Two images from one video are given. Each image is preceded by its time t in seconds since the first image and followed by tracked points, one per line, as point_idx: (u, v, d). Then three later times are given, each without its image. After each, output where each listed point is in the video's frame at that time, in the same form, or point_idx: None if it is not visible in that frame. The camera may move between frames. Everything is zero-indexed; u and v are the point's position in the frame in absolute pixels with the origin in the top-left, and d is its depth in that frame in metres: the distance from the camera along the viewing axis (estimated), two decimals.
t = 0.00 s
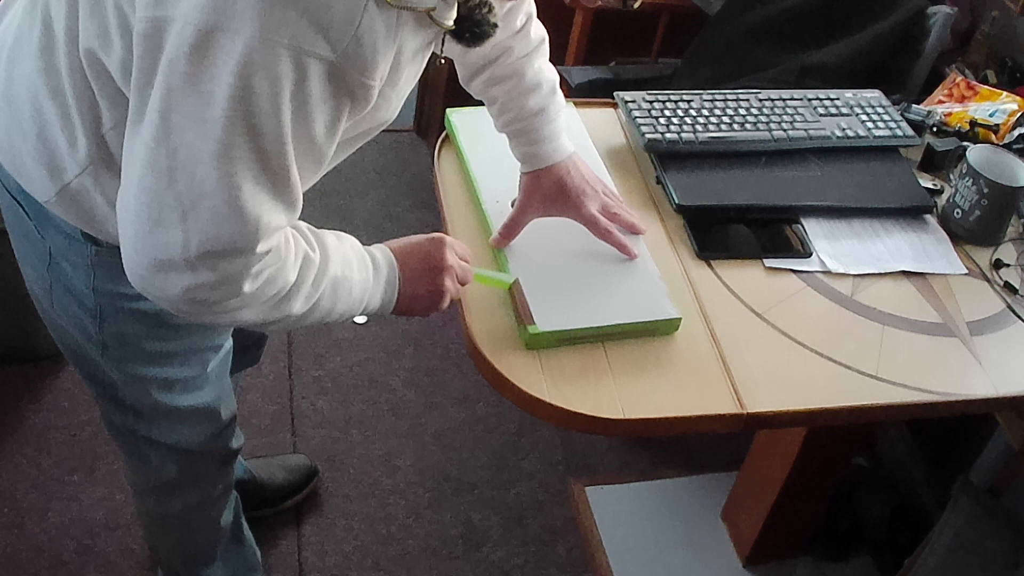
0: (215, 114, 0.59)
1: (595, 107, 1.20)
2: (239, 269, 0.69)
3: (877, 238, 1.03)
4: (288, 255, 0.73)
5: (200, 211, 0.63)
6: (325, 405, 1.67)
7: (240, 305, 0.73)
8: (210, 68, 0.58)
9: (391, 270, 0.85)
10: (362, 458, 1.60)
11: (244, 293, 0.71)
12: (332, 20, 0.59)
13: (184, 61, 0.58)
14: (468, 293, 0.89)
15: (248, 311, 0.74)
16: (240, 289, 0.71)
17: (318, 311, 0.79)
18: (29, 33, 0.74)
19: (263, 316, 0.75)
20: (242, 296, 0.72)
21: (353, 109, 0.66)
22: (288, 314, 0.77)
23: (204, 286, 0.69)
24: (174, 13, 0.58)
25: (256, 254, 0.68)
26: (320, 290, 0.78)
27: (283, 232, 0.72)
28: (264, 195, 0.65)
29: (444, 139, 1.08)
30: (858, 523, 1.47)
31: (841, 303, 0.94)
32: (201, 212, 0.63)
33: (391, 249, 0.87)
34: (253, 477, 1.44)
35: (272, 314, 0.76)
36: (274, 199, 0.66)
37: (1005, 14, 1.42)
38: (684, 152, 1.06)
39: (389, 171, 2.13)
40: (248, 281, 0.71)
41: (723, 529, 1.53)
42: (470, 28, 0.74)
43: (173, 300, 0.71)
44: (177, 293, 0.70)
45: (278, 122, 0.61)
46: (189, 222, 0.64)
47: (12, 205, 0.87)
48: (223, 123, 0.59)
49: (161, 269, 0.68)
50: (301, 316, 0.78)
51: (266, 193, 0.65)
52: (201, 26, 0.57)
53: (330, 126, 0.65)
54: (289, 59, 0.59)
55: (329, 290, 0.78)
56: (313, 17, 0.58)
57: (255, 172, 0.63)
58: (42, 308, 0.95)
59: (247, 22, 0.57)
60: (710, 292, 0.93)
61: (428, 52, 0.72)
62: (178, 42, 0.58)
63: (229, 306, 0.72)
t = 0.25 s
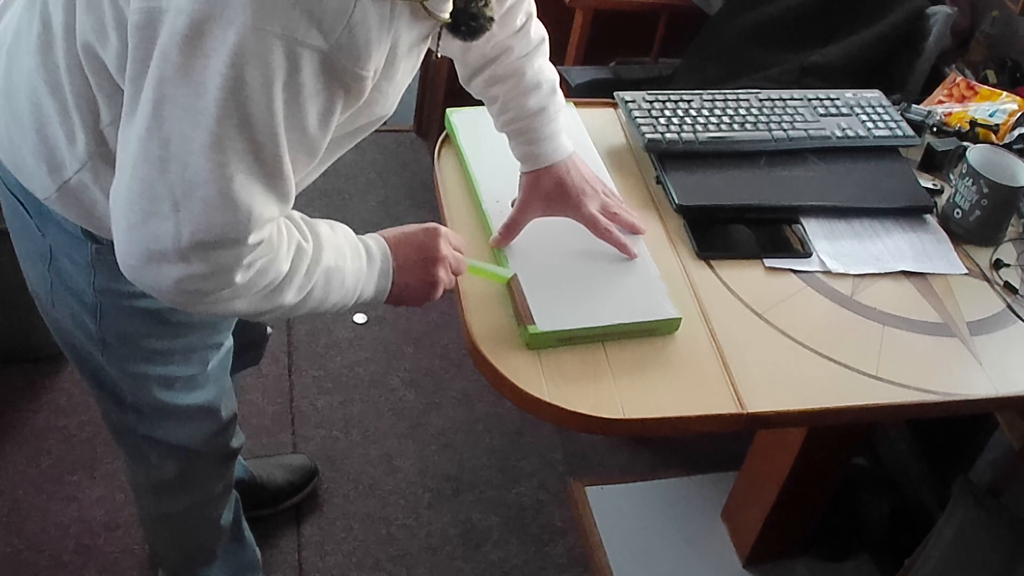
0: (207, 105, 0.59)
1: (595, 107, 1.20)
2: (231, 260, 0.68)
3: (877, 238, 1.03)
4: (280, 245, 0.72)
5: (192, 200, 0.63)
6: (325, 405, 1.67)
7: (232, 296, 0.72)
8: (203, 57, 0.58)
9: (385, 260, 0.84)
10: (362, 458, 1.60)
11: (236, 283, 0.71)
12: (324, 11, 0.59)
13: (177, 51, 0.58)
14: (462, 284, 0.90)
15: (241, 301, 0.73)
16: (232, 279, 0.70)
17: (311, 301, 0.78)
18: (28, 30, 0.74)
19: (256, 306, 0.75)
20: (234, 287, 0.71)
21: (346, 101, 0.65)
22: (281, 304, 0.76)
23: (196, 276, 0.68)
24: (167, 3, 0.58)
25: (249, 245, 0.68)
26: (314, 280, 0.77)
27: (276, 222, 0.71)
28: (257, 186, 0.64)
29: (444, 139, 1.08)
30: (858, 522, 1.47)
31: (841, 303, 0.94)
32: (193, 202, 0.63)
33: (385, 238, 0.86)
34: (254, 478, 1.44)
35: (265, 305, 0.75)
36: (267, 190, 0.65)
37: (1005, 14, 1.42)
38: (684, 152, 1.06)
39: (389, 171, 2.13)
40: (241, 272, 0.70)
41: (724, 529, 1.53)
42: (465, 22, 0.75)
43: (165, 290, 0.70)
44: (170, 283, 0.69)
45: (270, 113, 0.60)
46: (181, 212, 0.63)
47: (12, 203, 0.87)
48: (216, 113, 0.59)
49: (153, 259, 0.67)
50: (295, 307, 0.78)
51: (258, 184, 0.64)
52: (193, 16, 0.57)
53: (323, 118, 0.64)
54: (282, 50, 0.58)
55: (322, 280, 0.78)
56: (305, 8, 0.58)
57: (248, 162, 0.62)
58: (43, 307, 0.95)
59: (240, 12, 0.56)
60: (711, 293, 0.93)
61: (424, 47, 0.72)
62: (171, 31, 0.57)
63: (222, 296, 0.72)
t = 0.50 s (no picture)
0: (196, 99, 0.59)
1: (595, 107, 1.19)
2: (217, 254, 0.68)
3: (877, 238, 1.03)
4: (267, 238, 0.72)
5: (179, 194, 0.63)
6: (325, 405, 1.67)
7: (218, 289, 0.72)
8: (194, 52, 0.58)
9: (373, 251, 0.84)
10: (362, 458, 1.60)
11: (222, 276, 0.71)
12: (314, 7, 0.59)
13: (167, 44, 0.58)
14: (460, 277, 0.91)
15: (226, 293, 0.73)
16: (219, 272, 0.70)
17: (297, 294, 0.78)
18: (26, 28, 0.74)
19: (242, 299, 0.75)
20: (220, 280, 0.71)
21: (336, 98, 0.65)
22: (267, 297, 0.76)
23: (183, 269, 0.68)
24: None
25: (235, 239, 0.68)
26: (300, 273, 0.77)
27: (262, 216, 0.71)
28: (245, 181, 0.64)
29: (444, 139, 1.08)
30: (858, 522, 1.47)
31: (841, 303, 0.94)
32: (180, 195, 0.63)
33: (373, 229, 0.86)
34: (254, 478, 1.44)
35: (251, 297, 0.75)
36: (256, 185, 0.65)
37: (1005, 14, 1.42)
38: (684, 152, 1.06)
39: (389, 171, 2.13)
40: (227, 265, 0.70)
41: (724, 529, 1.53)
42: (459, 19, 0.75)
43: (152, 283, 0.70)
44: (156, 276, 0.69)
45: (258, 108, 0.60)
46: (168, 205, 0.63)
47: (12, 201, 0.87)
48: (205, 107, 0.59)
49: (140, 251, 0.67)
50: (281, 299, 0.78)
51: (246, 178, 0.64)
52: (184, 10, 0.57)
53: (312, 114, 0.64)
54: (271, 45, 0.58)
55: (309, 272, 0.78)
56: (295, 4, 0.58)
57: (236, 157, 0.62)
58: (43, 305, 0.95)
59: (230, 7, 0.56)
60: (712, 294, 0.93)
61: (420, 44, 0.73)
62: (163, 25, 0.57)
63: (207, 288, 0.72)
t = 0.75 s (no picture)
0: (177, 98, 0.58)
1: (595, 107, 1.20)
2: (199, 252, 0.68)
3: (877, 238, 1.03)
4: (251, 236, 0.72)
5: (161, 191, 0.63)
6: (325, 405, 1.67)
7: (202, 286, 0.72)
8: (175, 51, 0.57)
9: (361, 249, 0.84)
10: (362, 458, 1.60)
11: (206, 274, 0.70)
12: (294, 7, 0.58)
13: (149, 43, 0.57)
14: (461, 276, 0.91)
15: (211, 291, 0.73)
16: (203, 270, 0.70)
17: (284, 291, 0.78)
18: (21, 26, 0.73)
19: (226, 296, 0.75)
20: (205, 277, 0.71)
21: (319, 97, 0.65)
22: (252, 294, 0.76)
23: (166, 266, 0.68)
24: None
25: (218, 237, 0.67)
26: (285, 271, 0.77)
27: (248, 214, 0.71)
28: (227, 179, 0.64)
29: (444, 139, 1.08)
30: (858, 522, 1.47)
31: (841, 303, 0.94)
32: (162, 193, 0.63)
33: (362, 227, 0.86)
34: (253, 478, 1.44)
35: (235, 294, 0.75)
36: (237, 184, 0.65)
37: (1005, 14, 1.42)
38: (684, 152, 1.06)
39: (389, 171, 2.13)
40: (211, 263, 0.70)
41: (723, 529, 1.53)
42: (451, 20, 0.75)
43: (136, 279, 0.70)
44: (141, 272, 0.69)
45: (239, 108, 0.60)
46: (152, 202, 0.63)
47: (10, 198, 0.88)
48: (185, 107, 0.58)
49: (124, 248, 0.67)
50: (267, 296, 0.78)
51: (228, 177, 0.64)
52: (166, 9, 0.56)
53: (294, 113, 0.64)
54: (252, 45, 0.58)
55: (295, 271, 0.78)
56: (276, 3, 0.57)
57: (217, 155, 0.62)
58: (42, 304, 0.95)
59: (211, 6, 0.56)
60: (711, 293, 0.93)
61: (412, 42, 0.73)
62: (145, 23, 0.57)
63: (192, 286, 0.71)
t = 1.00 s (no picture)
0: (155, 96, 0.58)
1: (595, 107, 1.20)
2: (183, 249, 0.67)
3: (877, 238, 1.03)
4: (237, 234, 0.71)
5: (143, 190, 0.62)
6: (325, 405, 1.67)
7: (189, 284, 0.71)
8: (152, 50, 0.57)
9: (354, 245, 0.84)
10: (362, 458, 1.60)
11: (192, 273, 0.70)
12: (269, 7, 0.58)
13: (128, 43, 0.58)
14: (458, 274, 0.91)
15: (199, 289, 0.73)
16: (188, 268, 0.69)
17: (273, 289, 0.78)
18: (16, 23, 0.73)
19: (214, 294, 0.74)
20: (191, 275, 0.70)
21: (298, 97, 0.65)
22: (241, 292, 0.75)
23: (151, 264, 0.68)
24: None
25: (201, 236, 0.67)
26: (274, 268, 0.76)
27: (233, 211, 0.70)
28: (206, 178, 0.64)
29: (444, 138, 1.08)
30: (858, 522, 1.47)
31: (841, 303, 0.94)
32: (144, 192, 0.63)
33: (354, 224, 0.86)
34: (253, 478, 1.44)
35: (223, 292, 0.74)
36: (217, 182, 0.65)
37: (1005, 14, 1.42)
38: (684, 152, 1.06)
39: (390, 171, 2.13)
40: (196, 261, 0.69)
41: (724, 530, 1.53)
42: (437, 22, 0.74)
43: (123, 277, 0.70)
44: (127, 270, 0.69)
45: (216, 107, 0.60)
46: (134, 201, 0.63)
47: (8, 193, 0.88)
48: (163, 106, 0.58)
49: (109, 247, 0.67)
50: (257, 294, 0.77)
51: (208, 175, 0.64)
52: (143, 9, 0.56)
53: (273, 112, 0.64)
54: (227, 45, 0.58)
55: (285, 268, 0.77)
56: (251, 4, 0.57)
57: (196, 154, 0.62)
58: (41, 302, 0.95)
59: (187, 6, 0.56)
60: (711, 293, 0.93)
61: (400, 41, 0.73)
62: (124, 22, 0.57)
63: (179, 284, 0.71)
